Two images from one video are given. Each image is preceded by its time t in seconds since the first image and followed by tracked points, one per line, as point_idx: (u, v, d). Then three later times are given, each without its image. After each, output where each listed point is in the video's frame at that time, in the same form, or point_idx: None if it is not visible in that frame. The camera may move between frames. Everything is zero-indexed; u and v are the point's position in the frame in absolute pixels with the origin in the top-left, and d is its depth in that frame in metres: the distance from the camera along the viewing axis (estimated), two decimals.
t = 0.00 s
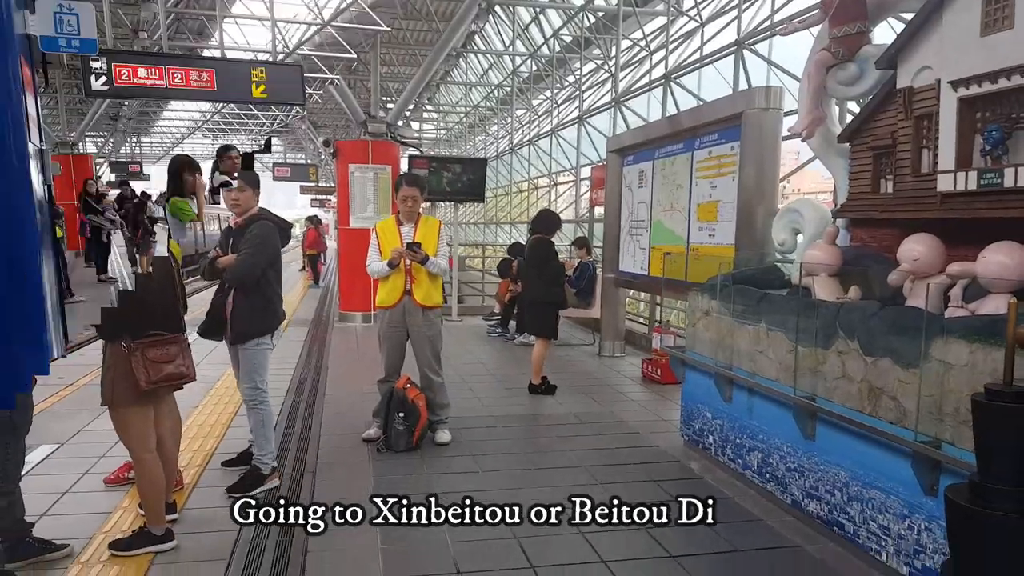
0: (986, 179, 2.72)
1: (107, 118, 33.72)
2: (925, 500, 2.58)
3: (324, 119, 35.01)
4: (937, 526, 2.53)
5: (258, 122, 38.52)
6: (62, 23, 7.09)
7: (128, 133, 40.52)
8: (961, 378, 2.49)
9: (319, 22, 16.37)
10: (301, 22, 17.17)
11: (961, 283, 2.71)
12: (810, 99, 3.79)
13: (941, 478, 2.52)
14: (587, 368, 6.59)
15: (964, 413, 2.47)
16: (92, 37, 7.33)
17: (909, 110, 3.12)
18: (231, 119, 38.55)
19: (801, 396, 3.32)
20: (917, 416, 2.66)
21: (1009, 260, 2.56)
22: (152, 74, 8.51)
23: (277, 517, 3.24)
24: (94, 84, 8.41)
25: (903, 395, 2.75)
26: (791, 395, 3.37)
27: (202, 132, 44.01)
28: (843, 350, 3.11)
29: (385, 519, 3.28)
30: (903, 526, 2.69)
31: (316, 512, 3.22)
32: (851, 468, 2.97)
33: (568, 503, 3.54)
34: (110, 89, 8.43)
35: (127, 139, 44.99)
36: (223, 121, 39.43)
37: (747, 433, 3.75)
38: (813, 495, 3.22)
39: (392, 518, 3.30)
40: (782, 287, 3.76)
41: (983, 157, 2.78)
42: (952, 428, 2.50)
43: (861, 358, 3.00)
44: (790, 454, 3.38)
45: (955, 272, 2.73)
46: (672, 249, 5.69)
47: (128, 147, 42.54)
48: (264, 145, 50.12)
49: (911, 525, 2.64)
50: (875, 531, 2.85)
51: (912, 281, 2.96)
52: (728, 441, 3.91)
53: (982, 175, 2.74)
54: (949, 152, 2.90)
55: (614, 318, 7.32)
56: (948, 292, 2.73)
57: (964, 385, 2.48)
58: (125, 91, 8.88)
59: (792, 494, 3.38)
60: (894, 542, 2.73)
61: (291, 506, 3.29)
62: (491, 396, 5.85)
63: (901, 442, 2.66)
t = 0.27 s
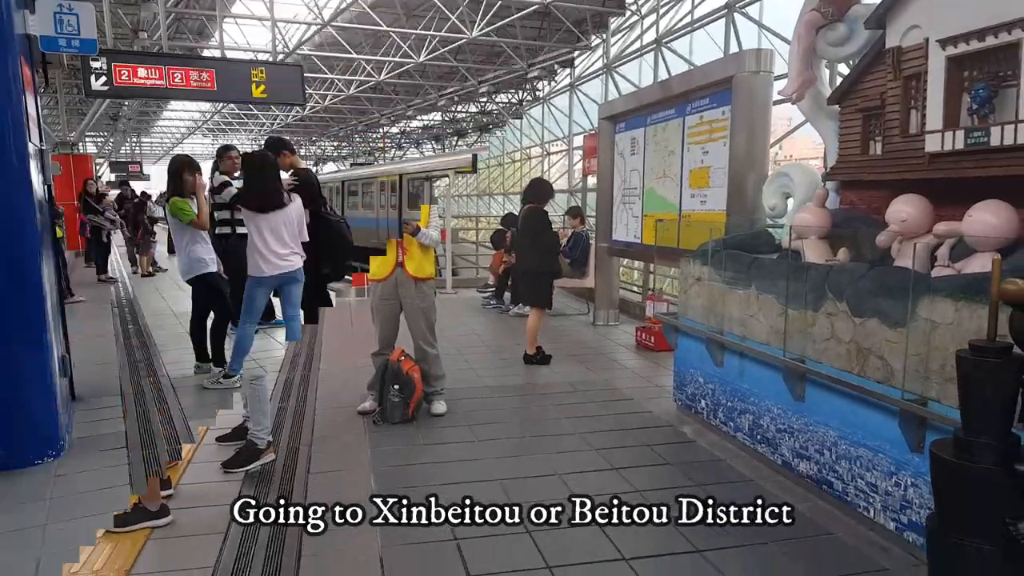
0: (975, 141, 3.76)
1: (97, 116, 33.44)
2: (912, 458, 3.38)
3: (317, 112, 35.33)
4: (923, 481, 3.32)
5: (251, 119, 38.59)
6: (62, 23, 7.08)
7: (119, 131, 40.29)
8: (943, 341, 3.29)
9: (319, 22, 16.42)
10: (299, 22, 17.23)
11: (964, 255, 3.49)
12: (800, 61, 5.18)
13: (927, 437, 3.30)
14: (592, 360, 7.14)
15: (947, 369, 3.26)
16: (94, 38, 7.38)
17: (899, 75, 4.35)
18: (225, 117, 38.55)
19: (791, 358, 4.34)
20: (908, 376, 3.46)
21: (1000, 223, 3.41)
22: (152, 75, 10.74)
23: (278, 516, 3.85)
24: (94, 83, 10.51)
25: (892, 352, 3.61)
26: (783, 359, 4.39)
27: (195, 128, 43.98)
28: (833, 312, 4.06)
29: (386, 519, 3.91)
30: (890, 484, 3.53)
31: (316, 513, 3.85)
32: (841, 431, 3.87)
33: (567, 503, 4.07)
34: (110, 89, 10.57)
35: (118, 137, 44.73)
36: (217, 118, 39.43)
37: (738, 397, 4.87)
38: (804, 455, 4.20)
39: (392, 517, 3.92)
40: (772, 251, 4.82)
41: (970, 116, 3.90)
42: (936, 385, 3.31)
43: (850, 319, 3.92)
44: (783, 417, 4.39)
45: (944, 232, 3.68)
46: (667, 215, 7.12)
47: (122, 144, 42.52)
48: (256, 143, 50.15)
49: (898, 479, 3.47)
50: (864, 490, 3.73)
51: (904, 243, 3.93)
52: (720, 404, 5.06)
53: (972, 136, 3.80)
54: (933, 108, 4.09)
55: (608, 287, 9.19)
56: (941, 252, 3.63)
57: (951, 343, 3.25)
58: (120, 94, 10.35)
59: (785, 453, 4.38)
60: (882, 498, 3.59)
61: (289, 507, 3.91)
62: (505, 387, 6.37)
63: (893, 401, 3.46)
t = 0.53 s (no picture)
0: (972, 129, 4.47)
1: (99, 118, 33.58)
2: (908, 446, 3.39)
3: (318, 114, 35.48)
4: (919, 468, 3.33)
5: (251, 122, 38.74)
6: (61, 25, 7.00)
7: (120, 134, 40.46)
8: (938, 328, 3.30)
9: (319, 25, 16.53)
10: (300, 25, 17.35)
11: (950, 231, 3.55)
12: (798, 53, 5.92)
13: (923, 424, 3.30)
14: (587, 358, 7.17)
15: (943, 357, 3.25)
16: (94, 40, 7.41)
17: (896, 59, 5.07)
18: (225, 119, 38.72)
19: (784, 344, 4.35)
20: (900, 368, 3.47)
21: (990, 208, 3.72)
22: (151, 76, 10.71)
23: (281, 517, 3.96)
24: (92, 84, 10.52)
25: (886, 340, 3.62)
26: (775, 345, 4.41)
27: (196, 132, 44.23)
28: (827, 301, 4.08)
29: (386, 518, 3.90)
30: (886, 472, 3.55)
31: (318, 515, 3.90)
32: (836, 419, 3.89)
33: (567, 504, 4.01)
34: (109, 90, 10.58)
35: (118, 138, 44.91)
36: (219, 121, 39.64)
37: (732, 387, 4.88)
38: (800, 443, 4.20)
39: (392, 518, 3.91)
40: (769, 241, 4.68)
41: (968, 102, 4.62)
42: (932, 372, 3.30)
43: (845, 307, 3.94)
44: (778, 406, 4.39)
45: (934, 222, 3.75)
46: (661, 206, 7.26)
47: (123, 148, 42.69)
48: (255, 145, 50.29)
49: (897, 466, 3.46)
50: (859, 478, 3.74)
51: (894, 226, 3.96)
52: (715, 393, 5.07)
53: (970, 124, 4.47)
54: (928, 99, 4.92)
55: (603, 276, 9.24)
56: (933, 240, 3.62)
57: (945, 331, 3.25)
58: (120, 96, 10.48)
59: (778, 442, 4.40)
60: (877, 486, 3.60)
61: (288, 508, 4.03)
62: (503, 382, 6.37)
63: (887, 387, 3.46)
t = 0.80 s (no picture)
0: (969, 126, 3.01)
1: (74, 124, 33.19)
2: (908, 445, 3.40)
3: (297, 118, 35.27)
4: (920, 469, 3.35)
5: (229, 127, 38.50)
6: (35, 28, 7.00)
7: (96, 140, 40.05)
8: (938, 327, 3.25)
9: (298, 29, 16.46)
10: (278, 29, 17.26)
11: (949, 230, 3.04)
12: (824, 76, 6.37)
13: (923, 424, 3.31)
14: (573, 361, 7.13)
15: (944, 356, 3.22)
16: (65, 43, 7.34)
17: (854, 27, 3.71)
18: (203, 124, 38.48)
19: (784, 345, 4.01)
20: (899, 367, 3.41)
21: (995, 206, 2.84)
22: (127, 81, 10.60)
23: (281, 517, 4.08)
24: (67, 89, 10.42)
25: (887, 341, 3.48)
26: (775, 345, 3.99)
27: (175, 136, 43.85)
28: (828, 301, 3.76)
29: (387, 517, 4.10)
30: (886, 472, 3.57)
31: (318, 514, 4.06)
32: (836, 419, 3.77)
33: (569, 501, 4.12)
34: (83, 95, 10.48)
35: (94, 144, 44.53)
36: (197, 125, 39.32)
37: (732, 386, 4.33)
38: (799, 444, 4.08)
39: (394, 517, 4.11)
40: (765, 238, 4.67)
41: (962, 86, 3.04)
42: (933, 372, 3.25)
43: (846, 308, 3.69)
44: (775, 405, 4.11)
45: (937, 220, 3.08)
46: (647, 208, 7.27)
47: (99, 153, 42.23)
48: (234, 150, 49.93)
49: (898, 463, 3.47)
50: (859, 478, 3.75)
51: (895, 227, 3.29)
52: (714, 392, 4.50)
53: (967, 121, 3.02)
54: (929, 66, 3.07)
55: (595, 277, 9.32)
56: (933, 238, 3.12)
57: (944, 330, 3.21)
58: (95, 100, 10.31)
59: (777, 443, 4.24)
60: (877, 486, 3.63)
61: (288, 508, 4.13)
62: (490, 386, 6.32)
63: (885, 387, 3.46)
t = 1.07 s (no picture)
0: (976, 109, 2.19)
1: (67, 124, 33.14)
2: (909, 450, 3.52)
3: (291, 120, 35.26)
4: (919, 469, 3.46)
5: (223, 128, 38.47)
6: (28, 28, 7.01)
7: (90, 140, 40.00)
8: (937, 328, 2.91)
9: (292, 31, 16.45)
10: (272, 31, 17.26)
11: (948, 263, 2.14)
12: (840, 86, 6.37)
13: (923, 423, 3.40)
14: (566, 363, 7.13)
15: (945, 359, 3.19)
16: (59, 42, 7.29)
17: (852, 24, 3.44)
18: (197, 125, 38.48)
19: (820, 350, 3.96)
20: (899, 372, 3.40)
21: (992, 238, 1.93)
22: (120, 82, 10.60)
23: (280, 517, 4.11)
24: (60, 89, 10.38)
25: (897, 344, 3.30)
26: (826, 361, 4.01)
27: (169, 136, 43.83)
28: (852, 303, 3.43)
29: (386, 518, 4.15)
30: (886, 472, 3.69)
31: (316, 515, 4.09)
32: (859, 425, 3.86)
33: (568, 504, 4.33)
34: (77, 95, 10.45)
35: (88, 144, 44.52)
36: (191, 126, 39.31)
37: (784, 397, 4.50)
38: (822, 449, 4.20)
39: (392, 518, 4.15)
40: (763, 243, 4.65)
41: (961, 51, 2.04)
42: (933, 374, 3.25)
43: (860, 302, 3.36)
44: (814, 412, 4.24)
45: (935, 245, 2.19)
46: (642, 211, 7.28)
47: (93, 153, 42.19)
48: (227, 152, 49.86)
49: (898, 466, 3.59)
50: (859, 478, 3.88)
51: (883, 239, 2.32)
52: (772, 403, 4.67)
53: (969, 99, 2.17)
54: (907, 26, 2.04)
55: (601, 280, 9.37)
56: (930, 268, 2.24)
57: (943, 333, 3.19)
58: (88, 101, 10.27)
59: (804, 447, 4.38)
60: (878, 487, 3.74)
61: (288, 508, 4.17)
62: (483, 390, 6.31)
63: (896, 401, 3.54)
